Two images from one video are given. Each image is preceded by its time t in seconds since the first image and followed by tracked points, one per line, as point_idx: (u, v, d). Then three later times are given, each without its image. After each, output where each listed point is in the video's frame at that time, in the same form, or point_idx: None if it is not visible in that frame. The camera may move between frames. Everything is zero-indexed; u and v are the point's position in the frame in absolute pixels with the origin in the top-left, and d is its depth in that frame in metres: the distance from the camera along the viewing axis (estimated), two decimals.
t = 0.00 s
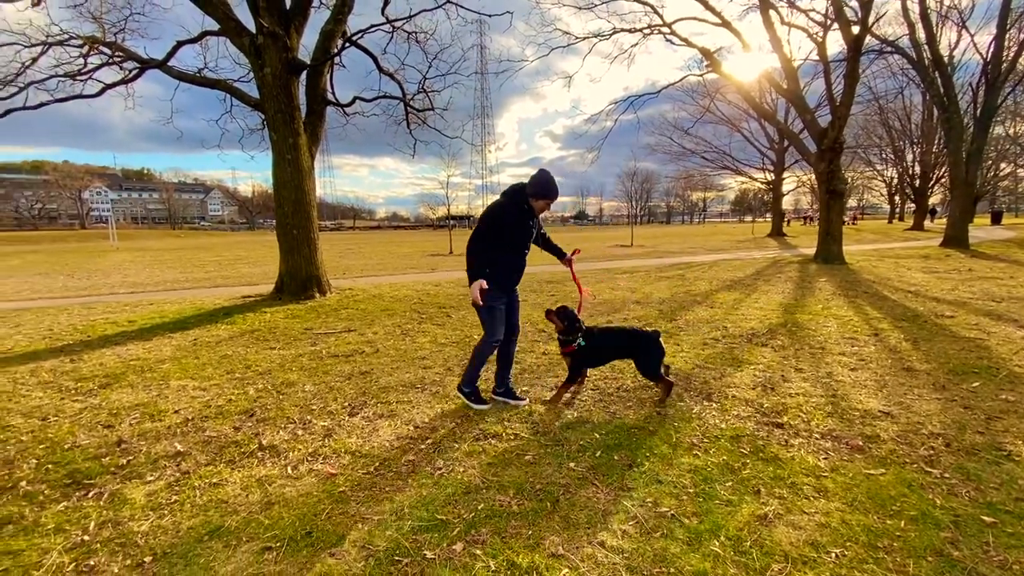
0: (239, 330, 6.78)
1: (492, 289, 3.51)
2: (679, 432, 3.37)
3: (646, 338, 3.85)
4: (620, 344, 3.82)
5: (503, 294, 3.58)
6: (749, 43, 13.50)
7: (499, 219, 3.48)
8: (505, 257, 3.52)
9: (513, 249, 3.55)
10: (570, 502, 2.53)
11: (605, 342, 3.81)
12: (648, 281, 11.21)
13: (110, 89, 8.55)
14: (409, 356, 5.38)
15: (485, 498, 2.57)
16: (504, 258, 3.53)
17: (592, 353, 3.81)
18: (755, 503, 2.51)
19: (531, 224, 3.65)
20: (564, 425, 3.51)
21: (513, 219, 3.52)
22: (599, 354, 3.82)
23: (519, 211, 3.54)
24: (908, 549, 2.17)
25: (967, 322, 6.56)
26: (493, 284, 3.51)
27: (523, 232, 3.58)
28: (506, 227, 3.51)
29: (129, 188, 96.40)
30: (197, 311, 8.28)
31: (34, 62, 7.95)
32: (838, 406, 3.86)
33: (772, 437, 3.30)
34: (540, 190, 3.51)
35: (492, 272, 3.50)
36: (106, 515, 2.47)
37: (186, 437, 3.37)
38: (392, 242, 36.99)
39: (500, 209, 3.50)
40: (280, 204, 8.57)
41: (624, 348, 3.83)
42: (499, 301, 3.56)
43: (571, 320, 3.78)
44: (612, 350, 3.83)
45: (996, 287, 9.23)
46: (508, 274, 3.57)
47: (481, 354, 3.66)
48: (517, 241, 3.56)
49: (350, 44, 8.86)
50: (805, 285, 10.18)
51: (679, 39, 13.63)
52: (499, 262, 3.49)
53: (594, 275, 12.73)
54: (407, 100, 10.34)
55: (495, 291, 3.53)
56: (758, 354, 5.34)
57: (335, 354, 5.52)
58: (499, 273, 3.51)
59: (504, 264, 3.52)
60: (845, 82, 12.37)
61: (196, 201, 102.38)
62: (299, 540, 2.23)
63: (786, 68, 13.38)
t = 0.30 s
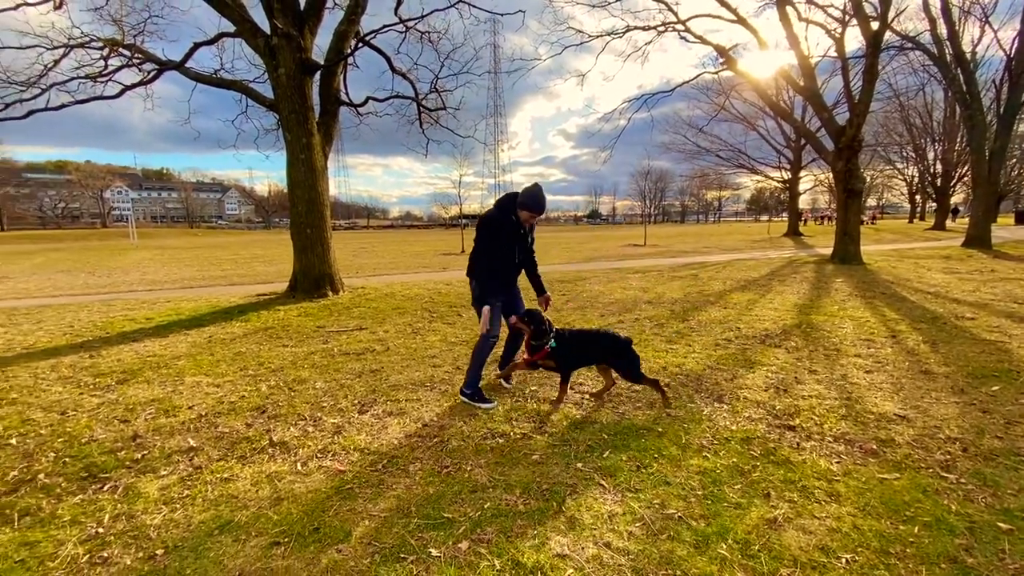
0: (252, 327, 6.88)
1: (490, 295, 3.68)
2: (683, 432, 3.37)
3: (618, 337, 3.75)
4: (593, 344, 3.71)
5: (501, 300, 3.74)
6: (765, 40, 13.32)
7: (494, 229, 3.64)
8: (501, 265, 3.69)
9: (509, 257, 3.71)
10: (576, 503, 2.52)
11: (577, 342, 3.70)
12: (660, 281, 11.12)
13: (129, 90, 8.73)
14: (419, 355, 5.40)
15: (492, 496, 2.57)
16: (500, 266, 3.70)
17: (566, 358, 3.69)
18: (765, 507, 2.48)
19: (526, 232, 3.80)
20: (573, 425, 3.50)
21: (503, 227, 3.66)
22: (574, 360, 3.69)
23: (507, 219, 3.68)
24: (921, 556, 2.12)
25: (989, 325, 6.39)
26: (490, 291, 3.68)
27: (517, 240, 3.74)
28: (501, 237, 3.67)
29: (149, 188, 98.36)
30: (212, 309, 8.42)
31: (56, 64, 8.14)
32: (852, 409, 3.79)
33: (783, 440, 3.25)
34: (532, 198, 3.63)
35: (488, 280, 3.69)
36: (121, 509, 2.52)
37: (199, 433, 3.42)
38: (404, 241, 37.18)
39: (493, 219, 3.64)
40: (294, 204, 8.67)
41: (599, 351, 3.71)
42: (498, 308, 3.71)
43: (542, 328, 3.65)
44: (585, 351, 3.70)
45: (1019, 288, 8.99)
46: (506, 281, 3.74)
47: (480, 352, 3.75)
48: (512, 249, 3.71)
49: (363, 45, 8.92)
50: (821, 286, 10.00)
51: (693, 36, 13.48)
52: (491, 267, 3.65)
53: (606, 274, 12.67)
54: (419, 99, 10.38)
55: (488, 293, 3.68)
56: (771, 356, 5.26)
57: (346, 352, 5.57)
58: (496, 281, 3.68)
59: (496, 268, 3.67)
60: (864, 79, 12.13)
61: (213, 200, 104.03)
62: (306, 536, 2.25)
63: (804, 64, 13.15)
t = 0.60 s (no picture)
0: (263, 326, 6.95)
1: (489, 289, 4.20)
2: (692, 433, 3.34)
3: (573, 329, 3.81)
4: (549, 339, 3.80)
5: (499, 295, 4.19)
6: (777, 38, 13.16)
7: (496, 231, 4.18)
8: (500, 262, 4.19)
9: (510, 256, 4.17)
10: (579, 503, 2.51)
11: (534, 338, 3.83)
12: (670, 281, 11.05)
13: (143, 91, 8.86)
14: (426, 354, 5.43)
15: (495, 496, 2.57)
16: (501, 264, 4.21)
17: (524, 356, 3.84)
18: (771, 509, 2.45)
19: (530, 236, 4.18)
20: (578, 425, 3.48)
21: (502, 231, 4.16)
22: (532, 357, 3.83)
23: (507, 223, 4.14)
24: (931, 562, 2.08)
25: (1006, 327, 6.26)
26: (489, 285, 4.21)
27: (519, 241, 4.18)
28: (502, 238, 4.17)
29: (164, 188, 99.90)
30: (223, 307, 8.52)
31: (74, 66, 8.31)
32: (863, 411, 3.73)
33: (791, 442, 3.21)
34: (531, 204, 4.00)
35: (489, 276, 4.23)
36: (130, 503, 2.56)
37: (208, 429, 3.47)
38: (414, 240, 37.35)
39: (497, 221, 4.19)
40: (304, 203, 8.75)
41: (551, 346, 3.77)
42: (495, 301, 4.19)
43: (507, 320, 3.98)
44: (544, 350, 3.79)
45: None
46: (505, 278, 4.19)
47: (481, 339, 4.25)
48: (512, 249, 4.15)
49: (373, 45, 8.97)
50: (834, 286, 9.86)
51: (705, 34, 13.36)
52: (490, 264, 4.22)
53: (615, 274, 12.62)
54: (428, 99, 10.41)
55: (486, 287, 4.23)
56: (781, 357, 5.20)
57: (354, 350, 5.61)
58: (494, 277, 4.19)
59: (494, 265, 4.20)
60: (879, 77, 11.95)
61: (226, 199, 105.31)
62: (310, 532, 2.27)
63: (817, 62, 12.98)
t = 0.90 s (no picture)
0: (269, 325, 6.99)
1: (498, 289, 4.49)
2: (695, 435, 3.31)
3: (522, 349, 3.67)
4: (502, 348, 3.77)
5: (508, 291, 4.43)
6: (786, 37, 13.05)
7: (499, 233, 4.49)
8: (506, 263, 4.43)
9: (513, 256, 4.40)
10: (579, 505, 2.50)
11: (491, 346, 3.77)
12: (676, 282, 11.01)
13: (152, 92, 8.95)
14: (429, 354, 5.44)
15: (495, 496, 2.56)
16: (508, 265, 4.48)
17: (477, 359, 3.73)
18: (773, 513, 2.43)
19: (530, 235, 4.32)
20: (580, 427, 3.47)
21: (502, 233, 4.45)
22: (488, 360, 3.71)
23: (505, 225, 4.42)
24: (936, 568, 2.05)
25: (1018, 329, 6.16)
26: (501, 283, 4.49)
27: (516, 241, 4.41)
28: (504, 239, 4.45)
29: (175, 189, 100.97)
30: (230, 306, 8.58)
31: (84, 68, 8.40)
32: (869, 414, 3.69)
33: (796, 445, 3.18)
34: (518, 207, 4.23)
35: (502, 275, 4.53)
36: (133, 500, 2.59)
37: (212, 427, 3.49)
38: (421, 241, 37.46)
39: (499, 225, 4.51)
40: (310, 203, 8.80)
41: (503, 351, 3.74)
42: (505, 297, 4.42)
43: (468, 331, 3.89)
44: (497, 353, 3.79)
45: None
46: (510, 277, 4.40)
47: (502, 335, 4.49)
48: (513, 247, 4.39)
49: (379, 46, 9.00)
50: (843, 288, 9.76)
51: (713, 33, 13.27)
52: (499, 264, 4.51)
53: (621, 275, 12.59)
54: (434, 100, 10.43)
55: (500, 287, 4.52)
56: (786, 359, 5.15)
57: (358, 350, 5.62)
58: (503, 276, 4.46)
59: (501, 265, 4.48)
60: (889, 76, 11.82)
61: (235, 200, 106.24)
62: (310, 531, 2.28)
63: (826, 61, 12.86)
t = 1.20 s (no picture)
0: (270, 325, 7.00)
1: (517, 284, 5.00)
2: (694, 437, 3.30)
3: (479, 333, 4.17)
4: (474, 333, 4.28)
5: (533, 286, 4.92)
6: (789, 38, 13.02)
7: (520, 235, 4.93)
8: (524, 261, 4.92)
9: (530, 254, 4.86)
10: (576, 507, 2.49)
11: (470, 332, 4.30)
12: (678, 283, 10.98)
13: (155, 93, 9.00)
14: (429, 354, 5.43)
15: (492, 497, 2.56)
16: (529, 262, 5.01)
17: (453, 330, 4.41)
18: (771, 515, 2.41)
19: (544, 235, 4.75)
20: (579, 428, 3.46)
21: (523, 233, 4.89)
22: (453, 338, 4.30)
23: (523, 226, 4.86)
24: (936, 572, 2.03)
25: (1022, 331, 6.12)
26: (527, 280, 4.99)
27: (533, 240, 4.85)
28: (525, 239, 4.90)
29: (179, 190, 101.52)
30: (232, 306, 8.60)
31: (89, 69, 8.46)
32: (870, 417, 3.66)
33: (795, 447, 3.16)
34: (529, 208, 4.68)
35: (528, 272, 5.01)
36: (130, 499, 2.59)
37: (211, 427, 3.49)
38: (424, 241, 37.48)
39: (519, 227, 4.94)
40: (312, 204, 8.82)
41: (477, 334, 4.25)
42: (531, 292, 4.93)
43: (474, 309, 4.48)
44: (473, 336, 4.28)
45: None
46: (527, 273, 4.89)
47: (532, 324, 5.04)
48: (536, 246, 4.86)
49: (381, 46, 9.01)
50: (846, 289, 9.72)
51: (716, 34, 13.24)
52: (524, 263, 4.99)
53: (623, 276, 12.56)
54: (436, 101, 10.44)
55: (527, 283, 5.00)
56: (788, 360, 5.13)
57: (358, 350, 5.63)
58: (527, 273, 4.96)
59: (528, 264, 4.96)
60: (893, 76, 11.77)
61: (239, 201, 106.67)
62: (306, 531, 2.27)
63: (830, 62, 12.81)
